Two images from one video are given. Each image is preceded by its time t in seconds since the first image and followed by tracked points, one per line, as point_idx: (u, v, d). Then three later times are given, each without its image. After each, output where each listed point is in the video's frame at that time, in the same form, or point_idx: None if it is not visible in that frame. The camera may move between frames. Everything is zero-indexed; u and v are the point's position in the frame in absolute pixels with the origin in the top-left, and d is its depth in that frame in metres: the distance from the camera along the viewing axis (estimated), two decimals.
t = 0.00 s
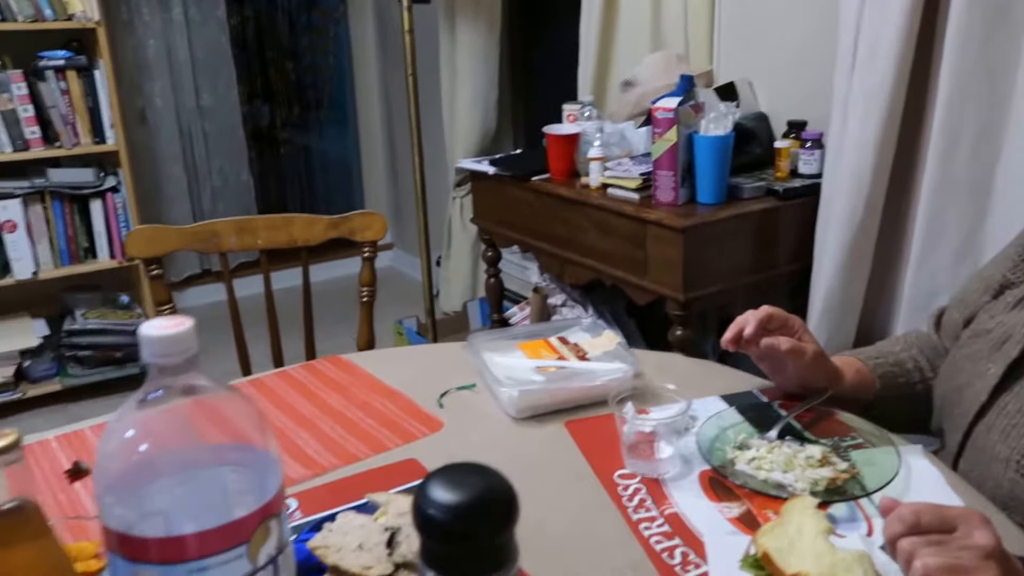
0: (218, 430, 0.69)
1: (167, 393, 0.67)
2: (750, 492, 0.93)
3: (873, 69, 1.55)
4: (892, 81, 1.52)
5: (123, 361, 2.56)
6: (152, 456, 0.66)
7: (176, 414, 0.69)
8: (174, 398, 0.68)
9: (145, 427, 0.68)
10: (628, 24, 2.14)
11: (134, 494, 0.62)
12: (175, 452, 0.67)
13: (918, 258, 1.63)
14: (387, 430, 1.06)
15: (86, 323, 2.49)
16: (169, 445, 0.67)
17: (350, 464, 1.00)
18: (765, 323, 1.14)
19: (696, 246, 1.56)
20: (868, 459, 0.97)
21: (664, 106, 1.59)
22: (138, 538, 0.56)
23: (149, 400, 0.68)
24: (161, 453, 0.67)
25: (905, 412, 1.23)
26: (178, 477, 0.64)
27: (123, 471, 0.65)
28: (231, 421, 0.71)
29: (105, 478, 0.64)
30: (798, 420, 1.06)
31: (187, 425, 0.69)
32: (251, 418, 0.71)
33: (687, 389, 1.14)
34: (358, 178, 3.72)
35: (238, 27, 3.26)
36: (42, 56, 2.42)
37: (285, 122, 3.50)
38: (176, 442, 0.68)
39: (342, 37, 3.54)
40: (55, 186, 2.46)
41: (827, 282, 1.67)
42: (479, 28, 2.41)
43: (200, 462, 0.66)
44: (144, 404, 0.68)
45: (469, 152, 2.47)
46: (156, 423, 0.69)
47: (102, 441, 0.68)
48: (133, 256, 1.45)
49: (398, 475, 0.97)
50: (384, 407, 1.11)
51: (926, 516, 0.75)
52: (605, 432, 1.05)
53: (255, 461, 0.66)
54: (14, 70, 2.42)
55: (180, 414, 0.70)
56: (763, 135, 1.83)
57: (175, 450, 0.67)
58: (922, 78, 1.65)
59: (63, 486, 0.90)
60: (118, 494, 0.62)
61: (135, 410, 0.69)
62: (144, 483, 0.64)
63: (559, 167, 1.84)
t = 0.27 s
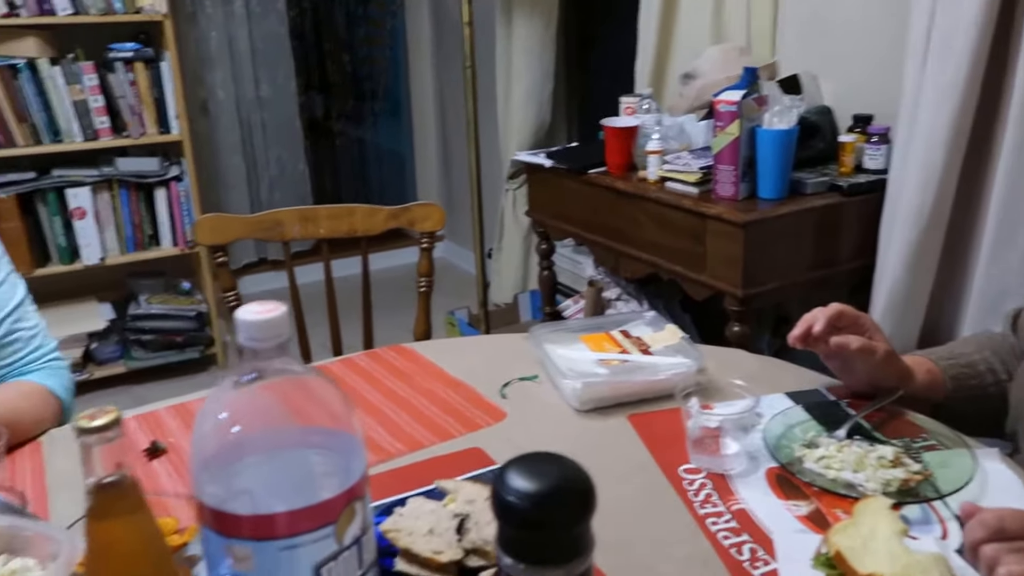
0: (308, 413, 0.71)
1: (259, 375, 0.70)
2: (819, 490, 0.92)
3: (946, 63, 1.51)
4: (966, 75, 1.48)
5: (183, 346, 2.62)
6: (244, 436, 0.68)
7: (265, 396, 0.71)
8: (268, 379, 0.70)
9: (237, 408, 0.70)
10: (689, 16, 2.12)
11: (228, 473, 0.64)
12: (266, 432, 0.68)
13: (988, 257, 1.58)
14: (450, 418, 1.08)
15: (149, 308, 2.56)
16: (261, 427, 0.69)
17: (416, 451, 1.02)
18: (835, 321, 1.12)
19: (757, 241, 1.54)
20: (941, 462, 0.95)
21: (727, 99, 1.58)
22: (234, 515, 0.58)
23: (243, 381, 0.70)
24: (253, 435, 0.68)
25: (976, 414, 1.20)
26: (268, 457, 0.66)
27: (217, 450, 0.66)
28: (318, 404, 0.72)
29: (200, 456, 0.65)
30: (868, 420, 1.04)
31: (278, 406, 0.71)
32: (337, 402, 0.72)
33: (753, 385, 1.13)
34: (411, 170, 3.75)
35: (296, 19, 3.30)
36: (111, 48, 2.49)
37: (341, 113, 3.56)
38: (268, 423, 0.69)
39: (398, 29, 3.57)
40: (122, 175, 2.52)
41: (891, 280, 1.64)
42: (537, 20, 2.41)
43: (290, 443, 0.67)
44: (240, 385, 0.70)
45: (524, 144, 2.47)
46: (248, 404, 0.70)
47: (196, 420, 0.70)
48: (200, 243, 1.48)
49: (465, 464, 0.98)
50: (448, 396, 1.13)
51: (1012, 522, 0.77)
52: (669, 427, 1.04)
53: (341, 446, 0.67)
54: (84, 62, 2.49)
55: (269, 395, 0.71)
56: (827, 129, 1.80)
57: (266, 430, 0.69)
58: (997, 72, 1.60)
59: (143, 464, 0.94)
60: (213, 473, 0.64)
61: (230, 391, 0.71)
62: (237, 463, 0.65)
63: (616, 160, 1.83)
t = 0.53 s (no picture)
0: (392, 398, 0.71)
1: (348, 361, 0.70)
2: (895, 495, 0.89)
3: None
4: None
5: (245, 333, 2.69)
6: (331, 419, 0.69)
7: (350, 380, 0.71)
8: (352, 364, 0.71)
9: (324, 392, 0.71)
10: (756, 10, 2.09)
11: (316, 453, 0.66)
12: (352, 417, 0.69)
13: None
14: (516, 410, 1.09)
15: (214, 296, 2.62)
16: (348, 411, 0.70)
17: (483, 441, 1.04)
18: (912, 322, 1.08)
19: (824, 239, 1.51)
20: None
21: (796, 94, 1.56)
22: (321, 496, 0.60)
23: (330, 366, 0.71)
24: (339, 419, 0.69)
25: None
26: (353, 441, 0.67)
27: (305, 433, 0.68)
28: (402, 388, 0.72)
29: (289, 437, 0.67)
30: (947, 426, 1.01)
31: (362, 391, 0.71)
32: (420, 388, 0.72)
33: (827, 386, 1.11)
34: (468, 164, 3.77)
35: (357, 12, 3.33)
36: (181, 40, 2.55)
37: (398, 106, 3.59)
38: (355, 407, 0.70)
39: (458, 23, 3.59)
40: (189, 165, 2.58)
41: (967, 281, 1.58)
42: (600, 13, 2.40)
43: (375, 428, 0.68)
44: (327, 370, 0.72)
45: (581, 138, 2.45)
46: (337, 387, 0.71)
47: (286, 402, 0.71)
48: (267, 233, 1.49)
49: (529, 456, 1.00)
50: (514, 388, 1.14)
51: None
52: (739, 426, 1.03)
53: (424, 433, 0.67)
54: (155, 54, 2.55)
55: (354, 379, 0.71)
56: (900, 125, 1.75)
57: (354, 414, 0.70)
58: None
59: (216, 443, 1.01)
60: (300, 453, 0.66)
61: (319, 373, 0.72)
62: (324, 444, 0.67)
63: (679, 154, 1.80)
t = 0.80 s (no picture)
0: (474, 390, 0.73)
1: (429, 350, 0.72)
2: (979, 507, 0.86)
3: None
4: None
5: (304, 324, 2.73)
6: (413, 409, 0.72)
7: (433, 368, 0.73)
8: (435, 353, 0.72)
9: (407, 381, 0.73)
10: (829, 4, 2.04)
11: (399, 441, 0.70)
12: (435, 406, 0.72)
13: None
14: (582, 407, 1.10)
15: (275, 287, 2.67)
16: (430, 401, 0.72)
17: (548, 437, 1.04)
18: None
19: (898, 240, 1.46)
20: None
21: (872, 90, 1.51)
22: (403, 486, 0.65)
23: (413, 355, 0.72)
24: (422, 408, 0.72)
25: None
26: (435, 431, 0.71)
27: (388, 420, 0.71)
28: (488, 380, 0.73)
29: (374, 424, 0.71)
30: None
31: (445, 379, 0.73)
32: (502, 380, 0.73)
33: (906, 393, 1.07)
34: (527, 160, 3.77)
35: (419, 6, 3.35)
36: (248, 35, 2.60)
37: (458, 100, 3.60)
38: (437, 397, 0.73)
39: (520, 18, 3.59)
40: (254, 157, 2.63)
41: None
42: (665, 7, 2.37)
43: (456, 419, 0.71)
44: (412, 358, 0.73)
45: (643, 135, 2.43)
46: (419, 377, 0.73)
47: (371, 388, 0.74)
48: (330, 223, 1.50)
49: (593, 453, 1.00)
50: (580, 385, 1.15)
51: None
52: (811, 431, 1.00)
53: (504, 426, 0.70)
54: (223, 48, 2.60)
55: (437, 368, 0.73)
56: (982, 123, 1.68)
57: (436, 404, 0.72)
58: None
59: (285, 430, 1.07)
60: (384, 441, 0.70)
61: (403, 363, 0.74)
62: (406, 433, 0.71)
63: (746, 151, 1.76)
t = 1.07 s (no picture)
0: (554, 388, 0.75)
1: (512, 346, 0.74)
2: None
3: None
4: None
5: (362, 318, 2.77)
6: (493, 404, 0.73)
7: (511, 365, 0.75)
8: (515, 350, 0.75)
9: (487, 377, 0.75)
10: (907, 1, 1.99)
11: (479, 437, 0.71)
12: (514, 402, 0.74)
13: None
14: (648, 408, 1.09)
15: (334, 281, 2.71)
16: (509, 397, 0.74)
17: (614, 438, 1.03)
18: None
19: (976, 246, 1.42)
20: None
21: (953, 89, 1.47)
22: (482, 480, 0.65)
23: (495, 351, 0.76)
24: (501, 404, 0.74)
25: None
26: (513, 428, 0.71)
27: (466, 415, 0.73)
28: (564, 380, 0.75)
29: (452, 418, 0.73)
30: None
31: (524, 376, 0.75)
32: (580, 379, 0.76)
33: (987, 403, 1.04)
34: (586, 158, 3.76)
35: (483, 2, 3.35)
36: (315, 31, 2.64)
37: (518, 97, 3.60)
38: (516, 395, 0.74)
39: (583, 15, 3.58)
40: (317, 152, 2.67)
41: None
42: (733, 6, 2.37)
43: (536, 417, 0.73)
44: (493, 355, 0.76)
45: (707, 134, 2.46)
46: (499, 373, 0.75)
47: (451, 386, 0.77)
48: (395, 220, 1.51)
49: (661, 455, 0.99)
50: (645, 386, 1.14)
51: None
52: (886, 439, 0.98)
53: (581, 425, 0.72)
54: (290, 44, 2.64)
55: (517, 364, 0.75)
56: None
57: (515, 401, 0.74)
58: None
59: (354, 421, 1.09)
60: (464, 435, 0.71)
61: (484, 360, 0.77)
62: (486, 428, 0.72)
63: (817, 152, 1.72)
